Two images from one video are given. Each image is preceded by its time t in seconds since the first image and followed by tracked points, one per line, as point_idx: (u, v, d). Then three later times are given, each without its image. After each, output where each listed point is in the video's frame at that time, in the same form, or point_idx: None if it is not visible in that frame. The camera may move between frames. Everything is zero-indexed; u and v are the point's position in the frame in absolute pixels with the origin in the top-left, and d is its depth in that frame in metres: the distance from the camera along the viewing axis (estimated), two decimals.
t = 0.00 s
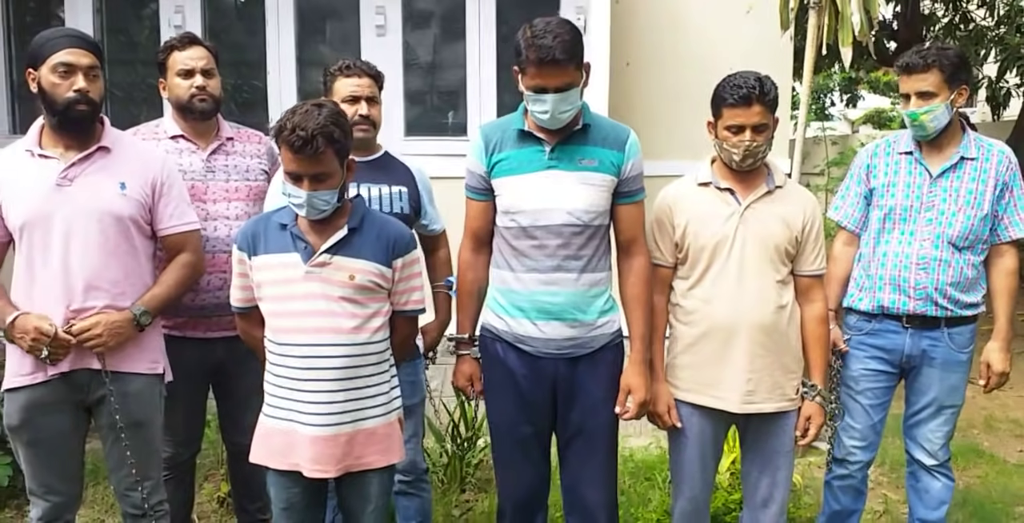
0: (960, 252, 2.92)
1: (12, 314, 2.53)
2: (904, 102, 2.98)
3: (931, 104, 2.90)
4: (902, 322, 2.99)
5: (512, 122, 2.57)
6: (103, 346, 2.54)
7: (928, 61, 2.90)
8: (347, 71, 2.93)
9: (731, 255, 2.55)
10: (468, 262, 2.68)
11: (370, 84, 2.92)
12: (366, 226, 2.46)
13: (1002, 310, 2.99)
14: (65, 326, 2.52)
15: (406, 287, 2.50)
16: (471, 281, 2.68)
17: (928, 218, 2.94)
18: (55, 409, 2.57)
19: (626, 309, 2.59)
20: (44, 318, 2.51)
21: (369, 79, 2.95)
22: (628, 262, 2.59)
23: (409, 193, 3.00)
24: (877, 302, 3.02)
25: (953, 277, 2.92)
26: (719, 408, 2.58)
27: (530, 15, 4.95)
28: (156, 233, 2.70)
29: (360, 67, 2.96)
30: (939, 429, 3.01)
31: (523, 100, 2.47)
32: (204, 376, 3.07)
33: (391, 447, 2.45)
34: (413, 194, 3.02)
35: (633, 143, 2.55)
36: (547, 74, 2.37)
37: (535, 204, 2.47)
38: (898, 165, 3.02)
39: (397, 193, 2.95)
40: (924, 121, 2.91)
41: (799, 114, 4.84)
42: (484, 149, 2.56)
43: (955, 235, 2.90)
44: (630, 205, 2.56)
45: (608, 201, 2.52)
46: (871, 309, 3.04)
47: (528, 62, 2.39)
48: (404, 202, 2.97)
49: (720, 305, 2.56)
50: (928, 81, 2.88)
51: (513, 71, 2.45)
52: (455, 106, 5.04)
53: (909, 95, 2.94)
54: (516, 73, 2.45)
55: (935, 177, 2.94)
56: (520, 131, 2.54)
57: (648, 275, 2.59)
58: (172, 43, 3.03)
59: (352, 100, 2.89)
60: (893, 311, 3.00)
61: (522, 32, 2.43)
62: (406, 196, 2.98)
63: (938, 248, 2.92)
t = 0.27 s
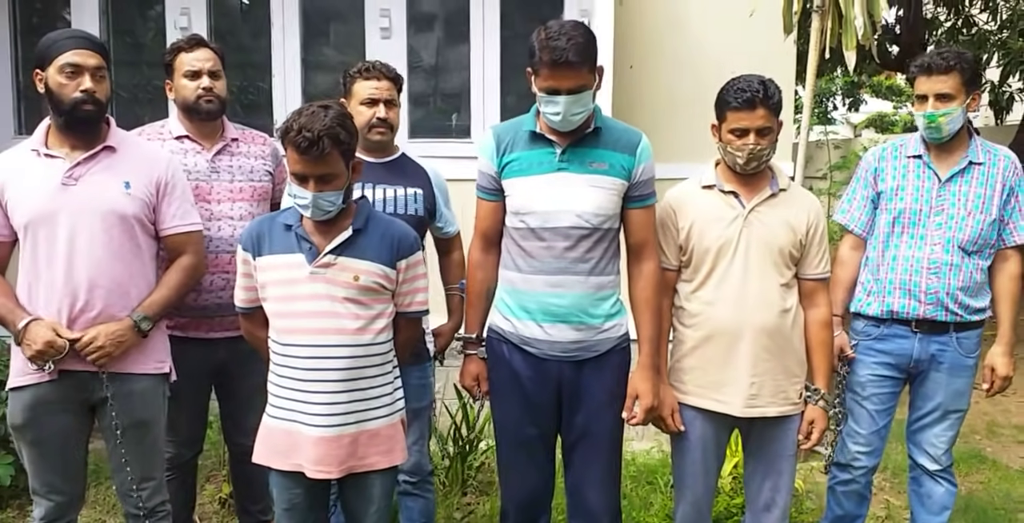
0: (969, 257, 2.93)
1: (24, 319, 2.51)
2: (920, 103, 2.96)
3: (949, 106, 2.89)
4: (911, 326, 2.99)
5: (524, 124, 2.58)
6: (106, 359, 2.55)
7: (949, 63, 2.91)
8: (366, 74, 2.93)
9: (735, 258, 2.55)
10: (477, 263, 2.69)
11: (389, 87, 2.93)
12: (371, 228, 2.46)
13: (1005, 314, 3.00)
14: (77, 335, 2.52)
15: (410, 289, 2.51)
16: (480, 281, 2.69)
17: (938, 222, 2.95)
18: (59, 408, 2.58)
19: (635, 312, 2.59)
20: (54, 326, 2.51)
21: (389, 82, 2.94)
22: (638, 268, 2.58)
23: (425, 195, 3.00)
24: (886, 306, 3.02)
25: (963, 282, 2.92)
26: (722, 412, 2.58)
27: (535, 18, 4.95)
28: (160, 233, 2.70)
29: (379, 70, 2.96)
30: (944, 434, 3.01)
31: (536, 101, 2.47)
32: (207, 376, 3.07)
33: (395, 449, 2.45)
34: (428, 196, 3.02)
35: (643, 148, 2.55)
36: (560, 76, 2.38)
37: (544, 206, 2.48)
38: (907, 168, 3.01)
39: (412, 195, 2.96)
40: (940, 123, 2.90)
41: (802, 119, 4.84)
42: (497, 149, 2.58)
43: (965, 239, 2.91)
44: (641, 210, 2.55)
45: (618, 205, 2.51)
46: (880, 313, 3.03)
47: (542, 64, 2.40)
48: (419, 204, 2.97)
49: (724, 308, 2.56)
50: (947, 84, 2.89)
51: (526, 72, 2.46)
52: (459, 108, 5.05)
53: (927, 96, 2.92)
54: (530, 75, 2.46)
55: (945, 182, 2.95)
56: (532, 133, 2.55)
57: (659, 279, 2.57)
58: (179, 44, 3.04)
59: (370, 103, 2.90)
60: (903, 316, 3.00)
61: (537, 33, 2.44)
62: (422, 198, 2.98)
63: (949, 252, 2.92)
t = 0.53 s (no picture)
0: (974, 251, 2.93)
1: (33, 318, 2.51)
2: (930, 95, 2.94)
3: (959, 100, 2.89)
4: (915, 322, 2.99)
5: (532, 119, 2.57)
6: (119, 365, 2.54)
7: (962, 57, 2.89)
8: (376, 70, 2.93)
9: (741, 254, 2.55)
10: (485, 258, 2.68)
11: (399, 84, 2.92)
12: (376, 224, 2.46)
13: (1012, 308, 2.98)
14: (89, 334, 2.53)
15: (415, 285, 2.51)
16: (487, 277, 2.68)
17: (944, 216, 2.94)
18: (66, 405, 2.58)
19: (642, 309, 2.59)
20: (64, 325, 2.50)
21: (398, 78, 2.94)
22: (646, 265, 2.58)
23: (434, 192, 3.00)
24: (891, 301, 3.01)
25: (969, 277, 2.93)
26: (728, 408, 2.58)
27: (539, 15, 4.95)
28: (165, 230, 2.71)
29: (389, 66, 2.96)
30: (948, 429, 3.01)
31: (545, 97, 2.47)
32: (212, 373, 3.08)
33: (400, 445, 2.46)
34: (438, 193, 3.02)
35: (652, 144, 2.55)
36: (569, 72, 2.38)
37: (552, 202, 2.48)
38: (912, 161, 3.01)
39: (420, 192, 2.96)
40: (950, 117, 2.89)
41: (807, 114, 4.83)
42: (505, 144, 2.59)
43: (970, 234, 2.91)
44: (648, 207, 2.55)
45: (625, 202, 2.51)
46: (884, 308, 3.03)
47: (551, 60, 2.40)
48: (428, 201, 2.98)
49: (730, 304, 2.56)
50: (958, 77, 2.88)
51: (536, 68, 2.46)
52: (463, 105, 5.05)
53: (938, 89, 2.90)
54: (539, 71, 2.46)
55: (950, 176, 2.95)
56: (540, 129, 2.55)
57: (666, 275, 2.57)
58: (184, 41, 3.04)
59: (379, 100, 2.90)
60: (907, 311, 2.99)
61: (547, 29, 2.44)
62: (430, 195, 2.98)
63: (955, 247, 2.92)
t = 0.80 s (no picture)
0: (971, 253, 2.93)
1: (30, 325, 2.51)
2: (929, 96, 2.95)
3: (958, 101, 2.89)
4: (911, 326, 2.99)
5: (534, 121, 2.58)
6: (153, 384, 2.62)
7: (962, 58, 2.90)
8: (377, 72, 2.94)
9: (741, 256, 2.55)
10: (486, 259, 2.69)
11: (400, 85, 2.92)
12: (377, 225, 2.47)
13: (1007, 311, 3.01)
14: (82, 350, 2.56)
15: (415, 286, 2.51)
16: (488, 277, 2.69)
17: (941, 217, 2.94)
18: (65, 404, 2.58)
19: (643, 311, 2.60)
20: (61, 335, 2.52)
21: (399, 80, 2.94)
22: (647, 266, 2.58)
23: (435, 194, 3.01)
24: (887, 302, 3.02)
25: (966, 277, 2.93)
26: (729, 409, 2.58)
27: (540, 17, 4.95)
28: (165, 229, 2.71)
29: (390, 67, 2.96)
30: (945, 432, 3.01)
31: (547, 99, 2.48)
32: (213, 373, 3.08)
33: (400, 445, 2.45)
34: (439, 194, 3.02)
35: (653, 146, 2.55)
36: (571, 74, 2.38)
37: (553, 203, 2.48)
38: (909, 163, 3.02)
39: (421, 193, 2.96)
40: (949, 117, 2.89)
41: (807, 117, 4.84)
42: (507, 146, 2.59)
43: (968, 235, 2.91)
44: (649, 209, 2.55)
45: (627, 203, 2.52)
46: (880, 310, 3.04)
47: (553, 62, 2.40)
48: (428, 202, 2.98)
49: (731, 306, 2.56)
50: (958, 78, 2.88)
51: (538, 70, 2.46)
52: (463, 107, 5.05)
53: (937, 89, 2.91)
54: (541, 73, 2.46)
55: (946, 177, 2.95)
56: (542, 130, 2.55)
57: (667, 277, 2.57)
58: (184, 42, 3.04)
59: (380, 101, 2.90)
60: (903, 314, 3.00)
61: (549, 31, 2.44)
62: (431, 196, 2.98)
63: (952, 248, 2.92)
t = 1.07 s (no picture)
0: (979, 244, 2.89)
1: (21, 350, 2.53)
2: (933, 85, 2.91)
3: (963, 90, 2.85)
4: (919, 318, 2.96)
5: (542, 112, 2.54)
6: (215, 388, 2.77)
7: (967, 46, 2.87)
8: (382, 63, 2.91)
9: (753, 248, 2.52)
10: (495, 252, 2.66)
11: (406, 76, 2.89)
12: (385, 218, 2.43)
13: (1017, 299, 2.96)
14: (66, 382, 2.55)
15: (423, 279, 2.48)
16: (498, 270, 2.66)
17: (947, 208, 2.91)
18: (79, 398, 2.57)
19: (652, 304, 2.57)
20: (47, 364, 2.52)
21: (405, 71, 2.91)
22: (656, 258, 2.55)
23: (443, 186, 2.98)
24: (894, 295, 2.98)
25: (974, 269, 2.90)
26: (742, 404, 2.55)
27: (547, 8, 4.91)
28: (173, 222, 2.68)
29: (396, 58, 2.93)
30: (957, 426, 2.97)
31: (554, 90, 2.44)
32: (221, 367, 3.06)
33: (410, 440, 2.43)
34: (447, 187, 2.99)
35: (662, 137, 2.51)
36: (580, 64, 2.35)
37: (562, 195, 2.45)
38: (914, 154, 2.97)
39: (429, 186, 2.93)
40: (955, 106, 2.85)
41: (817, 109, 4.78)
42: (515, 137, 2.55)
43: (975, 226, 2.87)
44: (658, 200, 2.52)
45: (636, 195, 2.48)
46: (887, 303, 3.00)
47: (561, 51, 2.37)
48: (437, 195, 2.95)
49: (742, 299, 2.53)
50: (962, 67, 2.85)
51: (545, 60, 2.43)
52: (470, 99, 5.01)
53: (941, 78, 2.87)
54: (549, 63, 2.42)
55: (951, 167, 2.92)
56: (550, 121, 2.52)
57: (677, 270, 2.54)
58: (185, 34, 3.00)
59: (386, 92, 2.87)
60: (912, 306, 2.96)
61: (556, 21, 2.40)
62: (440, 189, 2.95)
63: (959, 239, 2.89)
